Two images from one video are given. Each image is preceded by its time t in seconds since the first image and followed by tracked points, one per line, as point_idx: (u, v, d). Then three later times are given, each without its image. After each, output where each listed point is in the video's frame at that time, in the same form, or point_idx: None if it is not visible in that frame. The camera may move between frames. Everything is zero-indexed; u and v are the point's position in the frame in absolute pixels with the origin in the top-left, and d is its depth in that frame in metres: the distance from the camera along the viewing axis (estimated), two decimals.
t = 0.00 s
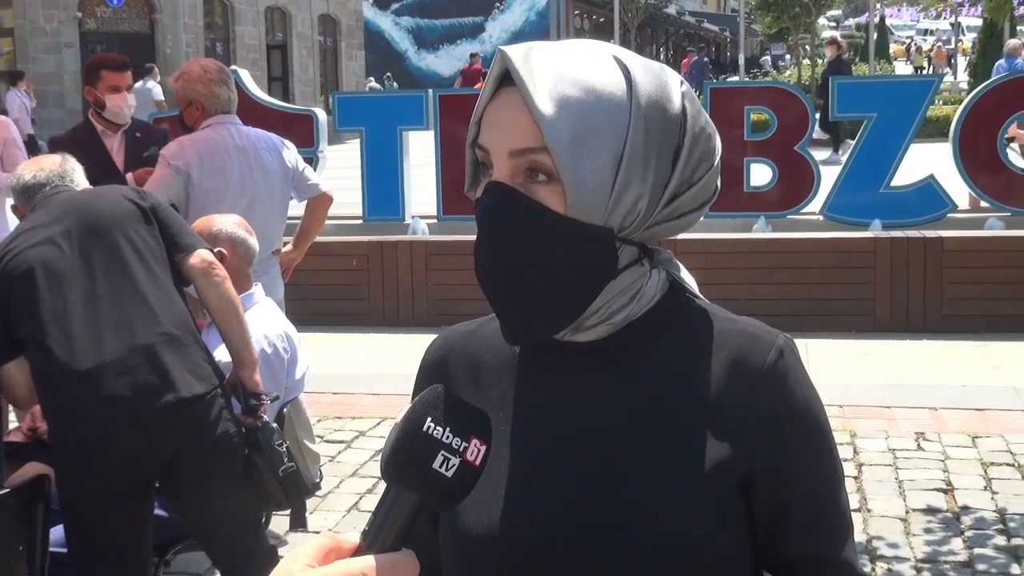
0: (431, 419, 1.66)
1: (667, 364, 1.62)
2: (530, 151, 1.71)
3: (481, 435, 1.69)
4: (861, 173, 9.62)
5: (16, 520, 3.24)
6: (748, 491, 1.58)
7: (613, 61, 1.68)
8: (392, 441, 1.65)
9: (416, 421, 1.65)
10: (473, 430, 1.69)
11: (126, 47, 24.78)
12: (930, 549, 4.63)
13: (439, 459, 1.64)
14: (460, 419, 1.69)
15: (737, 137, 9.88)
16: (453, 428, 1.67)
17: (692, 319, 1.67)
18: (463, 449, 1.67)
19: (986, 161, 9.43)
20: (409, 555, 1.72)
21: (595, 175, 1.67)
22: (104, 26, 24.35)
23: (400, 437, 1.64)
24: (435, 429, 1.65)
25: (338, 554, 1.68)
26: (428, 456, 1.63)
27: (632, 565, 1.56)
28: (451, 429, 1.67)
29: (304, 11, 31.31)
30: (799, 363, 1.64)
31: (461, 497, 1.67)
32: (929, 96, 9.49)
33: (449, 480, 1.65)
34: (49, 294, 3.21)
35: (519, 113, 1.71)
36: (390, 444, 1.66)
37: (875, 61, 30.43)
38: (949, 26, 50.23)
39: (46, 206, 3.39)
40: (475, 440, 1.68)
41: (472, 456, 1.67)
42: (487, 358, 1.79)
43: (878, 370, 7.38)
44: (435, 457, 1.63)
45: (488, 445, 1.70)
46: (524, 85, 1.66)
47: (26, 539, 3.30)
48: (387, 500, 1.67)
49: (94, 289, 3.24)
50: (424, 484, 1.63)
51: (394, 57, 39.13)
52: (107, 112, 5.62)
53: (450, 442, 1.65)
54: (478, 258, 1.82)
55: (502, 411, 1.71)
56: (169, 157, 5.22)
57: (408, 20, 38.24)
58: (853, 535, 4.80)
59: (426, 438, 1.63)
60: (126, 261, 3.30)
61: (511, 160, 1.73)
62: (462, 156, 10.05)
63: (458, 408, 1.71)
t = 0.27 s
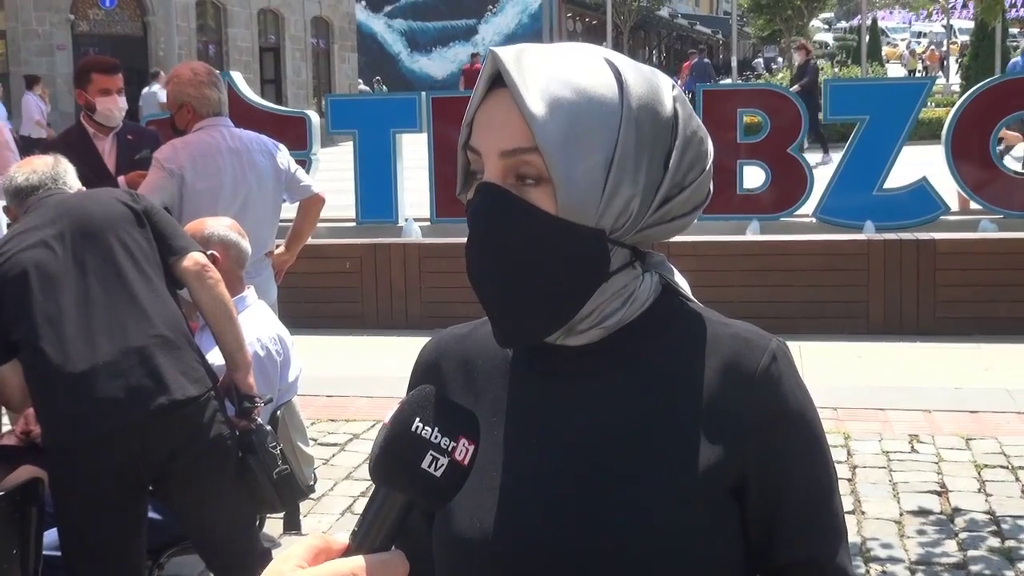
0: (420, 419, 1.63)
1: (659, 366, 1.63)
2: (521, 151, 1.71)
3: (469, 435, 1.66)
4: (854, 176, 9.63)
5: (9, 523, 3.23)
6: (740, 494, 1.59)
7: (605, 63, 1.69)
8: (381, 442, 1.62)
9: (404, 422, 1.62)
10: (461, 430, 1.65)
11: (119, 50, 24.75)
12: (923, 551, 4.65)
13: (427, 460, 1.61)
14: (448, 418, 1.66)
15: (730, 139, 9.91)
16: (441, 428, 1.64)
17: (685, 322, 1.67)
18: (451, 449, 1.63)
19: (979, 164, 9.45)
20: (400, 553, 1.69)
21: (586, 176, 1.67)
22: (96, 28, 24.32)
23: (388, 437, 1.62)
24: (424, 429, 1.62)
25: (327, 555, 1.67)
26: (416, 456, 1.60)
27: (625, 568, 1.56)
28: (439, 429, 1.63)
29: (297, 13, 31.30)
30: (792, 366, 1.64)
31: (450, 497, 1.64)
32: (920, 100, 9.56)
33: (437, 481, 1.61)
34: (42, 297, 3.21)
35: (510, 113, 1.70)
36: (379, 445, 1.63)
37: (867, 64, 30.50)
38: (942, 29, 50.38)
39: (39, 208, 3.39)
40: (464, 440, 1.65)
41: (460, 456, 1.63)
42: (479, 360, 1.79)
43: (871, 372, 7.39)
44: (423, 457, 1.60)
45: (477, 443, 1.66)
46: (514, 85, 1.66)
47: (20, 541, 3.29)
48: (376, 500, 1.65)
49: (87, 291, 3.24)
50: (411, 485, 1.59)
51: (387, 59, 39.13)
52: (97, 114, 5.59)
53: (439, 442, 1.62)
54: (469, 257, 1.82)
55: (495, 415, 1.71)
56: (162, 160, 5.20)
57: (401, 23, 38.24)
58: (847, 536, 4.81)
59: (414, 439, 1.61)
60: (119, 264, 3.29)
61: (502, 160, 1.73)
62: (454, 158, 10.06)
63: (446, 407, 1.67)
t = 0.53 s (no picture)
0: (416, 415, 1.63)
1: (658, 368, 1.63)
2: (512, 148, 1.71)
3: (465, 431, 1.66)
4: (852, 178, 9.63)
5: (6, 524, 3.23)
6: (739, 497, 1.58)
7: (602, 64, 1.70)
8: (377, 439, 1.62)
9: (400, 419, 1.62)
10: (457, 427, 1.66)
11: (115, 50, 24.73)
12: (921, 552, 4.65)
13: (423, 456, 1.61)
14: (444, 415, 1.66)
15: (727, 141, 9.91)
16: (436, 424, 1.64)
17: (684, 324, 1.67)
18: (447, 445, 1.64)
19: (977, 166, 9.46)
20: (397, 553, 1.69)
21: (577, 174, 1.67)
22: (93, 29, 24.30)
23: (384, 435, 1.62)
24: (420, 426, 1.62)
25: (325, 552, 1.66)
26: (412, 453, 1.60)
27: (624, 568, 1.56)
28: (435, 425, 1.64)
29: (295, 14, 31.29)
30: (791, 369, 1.64)
31: (447, 493, 1.64)
32: (918, 102, 9.56)
33: (435, 478, 1.61)
34: (39, 298, 3.20)
35: (503, 109, 1.71)
36: (375, 443, 1.63)
37: (864, 65, 30.52)
38: (938, 30, 50.43)
39: (36, 209, 3.38)
40: (460, 437, 1.65)
41: (457, 453, 1.64)
42: (477, 361, 1.79)
43: (868, 373, 7.39)
44: (419, 454, 1.60)
45: (473, 441, 1.67)
46: (506, 79, 1.66)
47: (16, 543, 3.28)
48: (373, 499, 1.65)
49: (84, 293, 3.23)
50: (409, 482, 1.59)
51: (384, 60, 39.10)
52: (93, 115, 5.58)
53: (435, 439, 1.62)
54: (459, 250, 1.81)
55: (493, 417, 1.72)
56: (161, 160, 5.19)
57: (398, 24, 38.22)
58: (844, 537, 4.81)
59: (411, 436, 1.61)
60: (116, 265, 3.28)
61: (494, 156, 1.73)
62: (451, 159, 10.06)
63: (442, 404, 1.68)
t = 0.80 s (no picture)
0: (422, 414, 1.63)
1: (660, 362, 1.62)
2: (513, 141, 1.70)
3: (471, 431, 1.66)
4: (850, 178, 9.64)
5: (4, 520, 3.23)
6: (739, 492, 1.59)
7: (604, 60, 1.69)
8: (384, 437, 1.62)
9: (407, 417, 1.62)
10: (465, 427, 1.66)
11: (114, 47, 24.72)
12: (918, 552, 4.65)
13: (430, 455, 1.61)
14: (450, 414, 1.66)
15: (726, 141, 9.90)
16: (444, 424, 1.64)
17: (686, 319, 1.67)
18: (454, 445, 1.63)
19: (975, 168, 9.47)
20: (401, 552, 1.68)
21: (577, 167, 1.66)
22: (92, 26, 24.29)
23: (393, 434, 1.61)
24: (427, 425, 1.62)
25: (330, 551, 1.65)
26: (420, 453, 1.60)
27: (624, 564, 1.56)
28: (442, 425, 1.64)
29: (293, 12, 31.28)
30: (792, 366, 1.64)
31: (451, 492, 1.64)
32: (918, 103, 9.54)
33: (441, 477, 1.62)
34: (37, 295, 3.20)
35: (505, 104, 1.71)
36: (382, 441, 1.62)
37: (863, 66, 30.53)
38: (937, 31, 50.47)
39: (34, 205, 3.38)
40: (466, 436, 1.65)
41: (463, 452, 1.64)
42: (478, 355, 1.79)
43: (866, 374, 7.40)
44: (426, 453, 1.60)
45: (479, 440, 1.67)
46: (507, 73, 1.67)
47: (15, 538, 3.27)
48: (378, 498, 1.64)
49: (82, 289, 3.23)
50: (414, 480, 1.60)
51: (383, 59, 39.07)
52: (91, 112, 5.57)
53: (441, 438, 1.62)
54: (462, 243, 1.81)
55: (494, 409, 1.71)
56: (161, 156, 5.19)
57: (397, 22, 38.19)
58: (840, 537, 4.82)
59: (417, 435, 1.60)
60: (114, 262, 3.28)
61: (495, 150, 1.73)
62: (451, 158, 10.06)
63: (449, 404, 1.68)
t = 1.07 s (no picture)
0: (413, 413, 1.63)
1: (653, 358, 1.62)
2: (510, 136, 1.70)
3: (462, 429, 1.67)
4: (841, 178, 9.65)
5: None
6: (731, 490, 1.58)
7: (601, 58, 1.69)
8: (375, 436, 1.62)
9: (399, 416, 1.62)
10: (455, 425, 1.67)
11: (104, 45, 24.67)
12: (909, 551, 4.66)
13: (421, 454, 1.61)
14: (442, 412, 1.67)
15: (717, 140, 9.91)
16: (435, 423, 1.64)
17: (680, 317, 1.67)
18: (445, 444, 1.64)
19: (965, 169, 9.49)
20: (392, 546, 1.70)
21: (573, 163, 1.66)
22: (82, 24, 24.24)
23: (384, 433, 1.61)
24: (418, 424, 1.62)
25: (322, 549, 1.66)
26: (412, 452, 1.60)
27: (617, 561, 1.56)
28: (433, 423, 1.64)
29: (284, 10, 31.23)
30: (785, 362, 1.63)
31: (444, 490, 1.66)
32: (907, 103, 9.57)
33: (431, 475, 1.62)
34: (28, 293, 3.18)
35: (502, 100, 1.70)
36: (372, 441, 1.62)
37: (853, 66, 30.60)
38: (926, 32, 50.62)
39: (26, 202, 3.36)
40: (457, 435, 1.66)
41: (454, 451, 1.65)
42: (472, 352, 1.79)
43: (856, 373, 7.42)
44: (418, 452, 1.60)
45: (470, 438, 1.68)
46: (506, 69, 1.66)
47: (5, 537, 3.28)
48: (369, 497, 1.64)
49: (73, 288, 3.21)
50: (405, 480, 1.60)
51: (374, 58, 39.03)
52: (83, 110, 5.59)
53: (433, 437, 1.63)
54: (457, 239, 1.80)
55: (486, 405, 1.72)
56: (167, 155, 5.23)
57: (388, 21, 38.14)
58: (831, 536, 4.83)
59: (410, 435, 1.60)
60: (106, 260, 3.27)
61: (492, 146, 1.72)
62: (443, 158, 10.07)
63: (442, 402, 1.68)
